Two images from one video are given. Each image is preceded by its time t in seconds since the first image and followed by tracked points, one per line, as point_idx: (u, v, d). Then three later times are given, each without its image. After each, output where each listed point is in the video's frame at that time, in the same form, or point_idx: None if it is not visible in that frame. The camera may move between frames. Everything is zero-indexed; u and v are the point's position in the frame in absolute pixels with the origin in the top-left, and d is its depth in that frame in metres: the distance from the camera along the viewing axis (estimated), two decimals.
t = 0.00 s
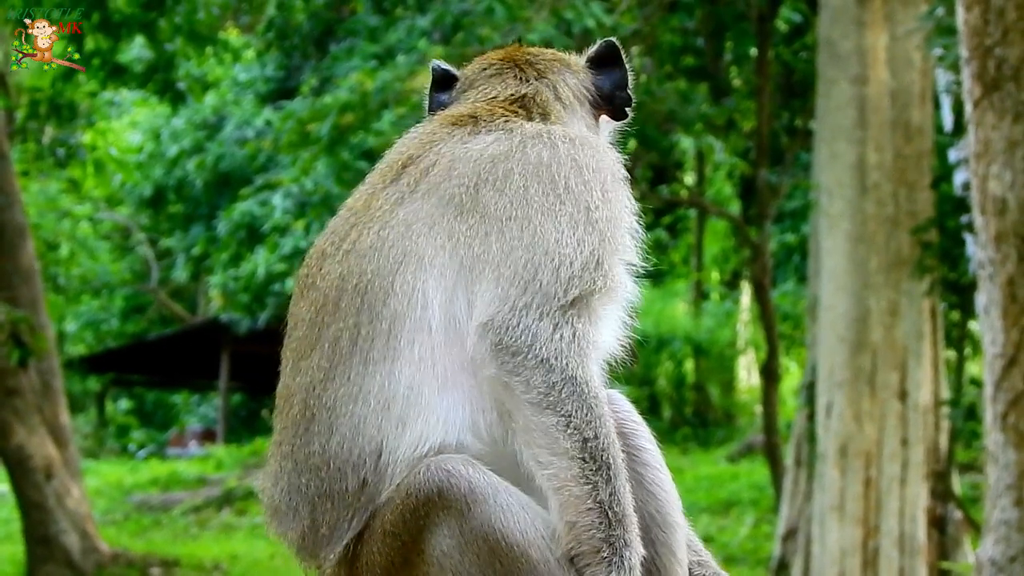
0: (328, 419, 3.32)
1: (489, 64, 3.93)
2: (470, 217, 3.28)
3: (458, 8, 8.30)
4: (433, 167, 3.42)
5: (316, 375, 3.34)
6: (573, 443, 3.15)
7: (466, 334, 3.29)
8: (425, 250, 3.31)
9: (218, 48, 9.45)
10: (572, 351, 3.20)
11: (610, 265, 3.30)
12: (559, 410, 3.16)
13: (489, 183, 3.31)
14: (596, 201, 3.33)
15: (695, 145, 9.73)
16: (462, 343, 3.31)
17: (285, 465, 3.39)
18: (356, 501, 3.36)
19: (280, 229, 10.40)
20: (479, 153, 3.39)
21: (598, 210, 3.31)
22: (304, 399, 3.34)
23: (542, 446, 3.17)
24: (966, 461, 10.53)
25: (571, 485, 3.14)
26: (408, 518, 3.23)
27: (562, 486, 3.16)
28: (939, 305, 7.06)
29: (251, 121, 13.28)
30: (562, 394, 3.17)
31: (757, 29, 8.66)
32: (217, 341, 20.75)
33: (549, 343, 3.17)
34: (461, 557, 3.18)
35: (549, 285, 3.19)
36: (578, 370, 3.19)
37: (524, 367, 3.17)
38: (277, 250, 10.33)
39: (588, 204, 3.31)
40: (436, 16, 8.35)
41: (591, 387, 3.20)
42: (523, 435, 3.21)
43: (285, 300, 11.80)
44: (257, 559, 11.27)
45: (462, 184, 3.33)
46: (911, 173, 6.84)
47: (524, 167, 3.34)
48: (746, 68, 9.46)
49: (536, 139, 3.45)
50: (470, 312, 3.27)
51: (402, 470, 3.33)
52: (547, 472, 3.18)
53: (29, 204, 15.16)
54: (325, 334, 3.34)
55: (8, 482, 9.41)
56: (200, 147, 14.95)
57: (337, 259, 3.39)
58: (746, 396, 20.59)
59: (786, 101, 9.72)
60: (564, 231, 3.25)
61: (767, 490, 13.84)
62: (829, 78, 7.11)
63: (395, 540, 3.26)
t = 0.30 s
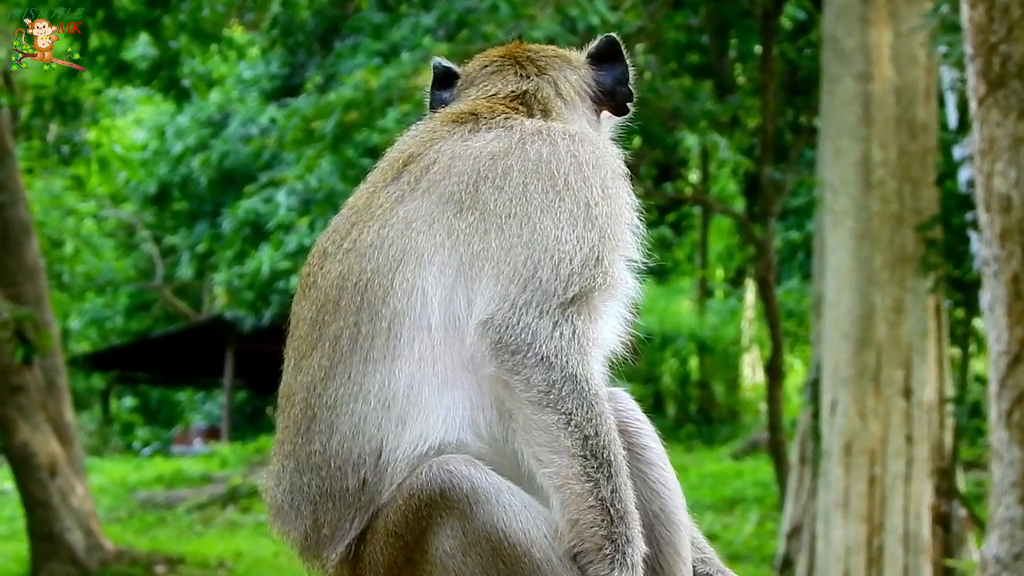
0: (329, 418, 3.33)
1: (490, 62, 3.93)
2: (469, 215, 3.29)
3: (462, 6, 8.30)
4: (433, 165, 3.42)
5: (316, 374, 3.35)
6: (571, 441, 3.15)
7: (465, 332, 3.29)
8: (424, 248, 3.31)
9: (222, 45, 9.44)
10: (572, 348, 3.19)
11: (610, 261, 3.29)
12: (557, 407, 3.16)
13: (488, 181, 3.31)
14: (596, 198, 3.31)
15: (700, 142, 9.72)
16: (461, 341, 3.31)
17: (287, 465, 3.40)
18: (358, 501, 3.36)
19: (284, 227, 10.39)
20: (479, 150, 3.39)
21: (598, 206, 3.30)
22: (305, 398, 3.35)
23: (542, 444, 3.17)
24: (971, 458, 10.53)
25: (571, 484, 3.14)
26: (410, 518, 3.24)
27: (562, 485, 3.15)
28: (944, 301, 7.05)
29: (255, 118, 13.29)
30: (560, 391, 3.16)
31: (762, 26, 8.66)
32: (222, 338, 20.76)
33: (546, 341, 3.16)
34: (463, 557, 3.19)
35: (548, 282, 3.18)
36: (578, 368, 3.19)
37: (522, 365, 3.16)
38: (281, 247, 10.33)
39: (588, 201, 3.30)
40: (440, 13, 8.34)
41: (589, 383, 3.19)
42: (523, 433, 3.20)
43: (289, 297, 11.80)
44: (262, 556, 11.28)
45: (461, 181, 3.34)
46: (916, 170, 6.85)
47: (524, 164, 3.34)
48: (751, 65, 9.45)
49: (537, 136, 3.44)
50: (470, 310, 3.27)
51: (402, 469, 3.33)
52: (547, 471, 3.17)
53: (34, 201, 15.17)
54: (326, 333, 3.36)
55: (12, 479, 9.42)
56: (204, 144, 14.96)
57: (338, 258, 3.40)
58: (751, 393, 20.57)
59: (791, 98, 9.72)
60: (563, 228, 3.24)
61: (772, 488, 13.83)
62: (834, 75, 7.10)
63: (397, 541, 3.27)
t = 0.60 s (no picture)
0: (336, 415, 3.32)
1: (486, 59, 3.92)
2: (478, 211, 3.28)
3: (464, 6, 8.31)
4: (439, 163, 3.41)
5: (323, 372, 3.34)
6: (578, 437, 3.14)
7: (473, 329, 3.29)
8: (432, 245, 3.30)
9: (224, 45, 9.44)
10: (580, 344, 3.19)
11: (618, 258, 3.29)
12: (564, 403, 3.15)
13: (496, 179, 3.30)
14: (605, 196, 3.32)
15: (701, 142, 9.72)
16: (469, 338, 3.30)
17: (291, 463, 3.40)
18: (362, 500, 3.36)
19: (286, 226, 10.39)
20: (486, 147, 3.39)
21: (606, 204, 3.30)
22: (310, 396, 3.35)
23: (548, 440, 3.16)
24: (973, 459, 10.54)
25: (577, 480, 3.13)
26: (409, 520, 3.24)
27: (569, 481, 3.14)
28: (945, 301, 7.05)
29: (257, 118, 13.30)
30: (567, 387, 3.16)
31: (763, 26, 8.65)
32: (223, 338, 20.77)
33: (554, 336, 3.16)
34: (463, 558, 3.20)
35: (559, 279, 3.18)
36: (586, 365, 3.18)
37: (531, 360, 3.16)
38: (283, 247, 10.33)
39: (597, 198, 3.30)
40: (442, 13, 8.35)
41: (595, 380, 3.18)
42: (530, 429, 3.19)
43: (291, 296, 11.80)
44: (263, 556, 11.28)
45: (469, 178, 3.33)
46: (917, 169, 6.85)
47: (531, 161, 3.34)
48: (753, 65, 9.46)
49: (544, 135, 3.44)
50: (478, 306, 3.27)
51: (408, 468, 3.33)
52: (552, 468, 3.16)
53: (35, 200, 15.17)
54: (331, 331, 3.34)
55: (14, 479, 9.42)
56: (206, 144, 14.97)
57: (344, 255, 3.39)
58: (752, 393, 20.56)
59: (793, 97, 9.72)
60: (572, 224, 3.24)
61: (774, 488, 13.83)
62: (836, 75, 7.10)
63: (397, 542, 3.27)
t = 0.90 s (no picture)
0: (329, 416, 3.31)
1: (484, 55, 3.93)
2: (467, 213, 3.27)
3: (464, 4, 8.35)
4: (430, 163, 3.40)
5: (314, 372, 3.32)
6: (568, 436, 3.15)
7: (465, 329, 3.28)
8: (422, 246, 3.29)
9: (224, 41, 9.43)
10: (569, 345, 3.19)
11: (608, 258, 3.28)
12: (554, 403, 3.16)
13: (485, 179, 3.29)
14: (595, 195, 3.30)
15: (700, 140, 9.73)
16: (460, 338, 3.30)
17: (286, 463, 3.40)
18: (360, 499, 3.37)
19: (287, 223, 10.38)
20: (477, 147, 3.37)
21: (596, 204, 3.28)
22: (303, 397, 3.34)
23: (539, 441, 3.17)
24: (973, 456, 10.55)
25: (568, 479, 3.14)
26: (410, 515, 3.25)
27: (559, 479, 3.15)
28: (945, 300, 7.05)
29: (257, 115, 13.30)
30: (555, 386, 3.17)
31: (764, 24, 8.64)
32: (223, 335, 20.77)
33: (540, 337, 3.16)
34: (463, 555, 3.20)
35: (545, 280, 3.17)
36: (574, 365, 3.19)
37: (519, 362, 3.16)
38: (283, 244, 10.33)
39: (587, 197, 3.28)
40: (442, 10, 8.41)
41: (584, 378, 3.19)
42: (520, 430, 3.20)
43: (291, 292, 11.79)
44: (263, 552, 11.29)
45: (458, 179, 3.31)
46: (917, 168, 6.85)
47: (521, 159, 3.32)
48: (753, 63, 9.47)
49: (534, 134, 3.42)
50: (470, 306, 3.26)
51: (404, 467, 3.33)
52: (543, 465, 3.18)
53: (36, 196, 15.18)
54: (323, 331, 3.33)
55: (14, 475, 9.42)
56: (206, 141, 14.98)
57: (336, 255, 3.38)
58: (752, 391, 20.59)
59: (793, 95, 9.73)
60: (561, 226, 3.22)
61: (773, 485, 13.83)
62: (836, 73, 7.10)
63: (397, 538, 3.28)
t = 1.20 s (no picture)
0: (315, 419, 3.32)
1: (515, 53, 3.87)
2: (445, 225, 3.26)
3: None
4: (420, 167, 3.39)
5: (303, 375, 3.34)
6: (546, 443, 3.17)
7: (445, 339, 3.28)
8: (404, 255, 3.29)
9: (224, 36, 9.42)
10: (544, 357, 3.18)
11: (586, 273, 3.25)
12: (527, 413, 3.17)
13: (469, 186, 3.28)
14: (575, 205, 3.28)
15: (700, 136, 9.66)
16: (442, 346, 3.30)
17: (277, 460, 3.42)
18: (352, 496, 3.35)
19: (286, 218, 10.37)
20: (463, 158, 3.35)
21: (576, 221, 3.25)
22: (294, 398, 3.35)
23: (517, 451, 3.19)
24: (971, 452, 10.56)
25: (548, 484, 3.17)
26: (408, 508, 3.25)
27: (542, 484, 3.18)
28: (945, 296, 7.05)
29: (257, 110, 13.30)
30: (529, 397, 3.17)
31: (764, 20, 8.63)
32: (222, 330, 20.75)
33: (513, 352, 3.15)
34: (463, 546, 3.21)
35: (509, 296, 3.16)
36: (549, 379, 3.18)
37: (488, 376, 3.16)
38: (282, 239, 10.31)
39: (566, 207, 3.26)
40: (441, 6, 8.44)
41: (561, 388, 3.19)
42: (497, 444, 3.22)
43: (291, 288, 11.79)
44: (262, 547, 11.30)
45: (445, 188, 3.31)
46: (917, 164, 6.86)
47: (505, 171, 3.30)
48: (753, 59, 9.47)
49: (523, 140, 3.40)
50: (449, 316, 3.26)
51: (393, 467, 3.30)
52: (525, 470, 3.19)
53: (35, 191, 15.19)
54: (312, 335, 3.35)
55: (13, 470, 9.42)
56: (205, 136, 14.97)
57: (326, 259, 3.39)
58: (751, 387, 20.60)
59: (793, 91, 9.73)
60: (534, 243, 3.20)
61: (772, 481, 13.84)
62: (836, 69, 7.10)
63: (396, 532, 3.28)
